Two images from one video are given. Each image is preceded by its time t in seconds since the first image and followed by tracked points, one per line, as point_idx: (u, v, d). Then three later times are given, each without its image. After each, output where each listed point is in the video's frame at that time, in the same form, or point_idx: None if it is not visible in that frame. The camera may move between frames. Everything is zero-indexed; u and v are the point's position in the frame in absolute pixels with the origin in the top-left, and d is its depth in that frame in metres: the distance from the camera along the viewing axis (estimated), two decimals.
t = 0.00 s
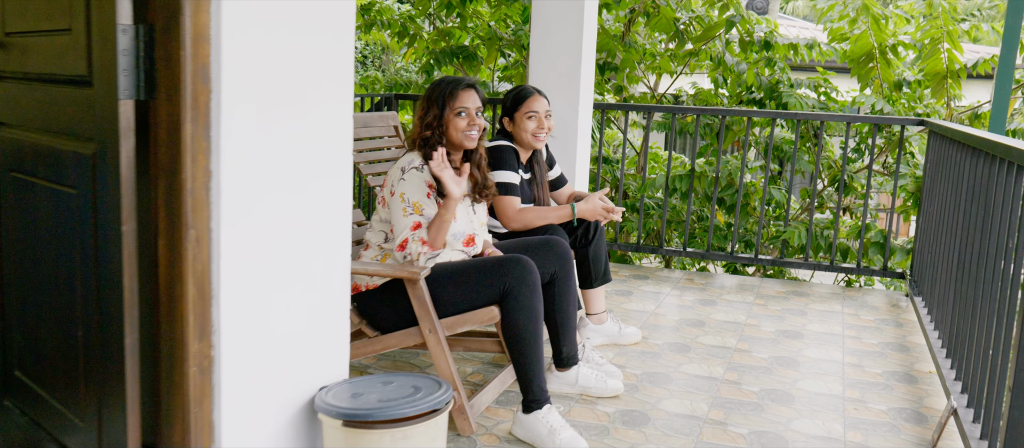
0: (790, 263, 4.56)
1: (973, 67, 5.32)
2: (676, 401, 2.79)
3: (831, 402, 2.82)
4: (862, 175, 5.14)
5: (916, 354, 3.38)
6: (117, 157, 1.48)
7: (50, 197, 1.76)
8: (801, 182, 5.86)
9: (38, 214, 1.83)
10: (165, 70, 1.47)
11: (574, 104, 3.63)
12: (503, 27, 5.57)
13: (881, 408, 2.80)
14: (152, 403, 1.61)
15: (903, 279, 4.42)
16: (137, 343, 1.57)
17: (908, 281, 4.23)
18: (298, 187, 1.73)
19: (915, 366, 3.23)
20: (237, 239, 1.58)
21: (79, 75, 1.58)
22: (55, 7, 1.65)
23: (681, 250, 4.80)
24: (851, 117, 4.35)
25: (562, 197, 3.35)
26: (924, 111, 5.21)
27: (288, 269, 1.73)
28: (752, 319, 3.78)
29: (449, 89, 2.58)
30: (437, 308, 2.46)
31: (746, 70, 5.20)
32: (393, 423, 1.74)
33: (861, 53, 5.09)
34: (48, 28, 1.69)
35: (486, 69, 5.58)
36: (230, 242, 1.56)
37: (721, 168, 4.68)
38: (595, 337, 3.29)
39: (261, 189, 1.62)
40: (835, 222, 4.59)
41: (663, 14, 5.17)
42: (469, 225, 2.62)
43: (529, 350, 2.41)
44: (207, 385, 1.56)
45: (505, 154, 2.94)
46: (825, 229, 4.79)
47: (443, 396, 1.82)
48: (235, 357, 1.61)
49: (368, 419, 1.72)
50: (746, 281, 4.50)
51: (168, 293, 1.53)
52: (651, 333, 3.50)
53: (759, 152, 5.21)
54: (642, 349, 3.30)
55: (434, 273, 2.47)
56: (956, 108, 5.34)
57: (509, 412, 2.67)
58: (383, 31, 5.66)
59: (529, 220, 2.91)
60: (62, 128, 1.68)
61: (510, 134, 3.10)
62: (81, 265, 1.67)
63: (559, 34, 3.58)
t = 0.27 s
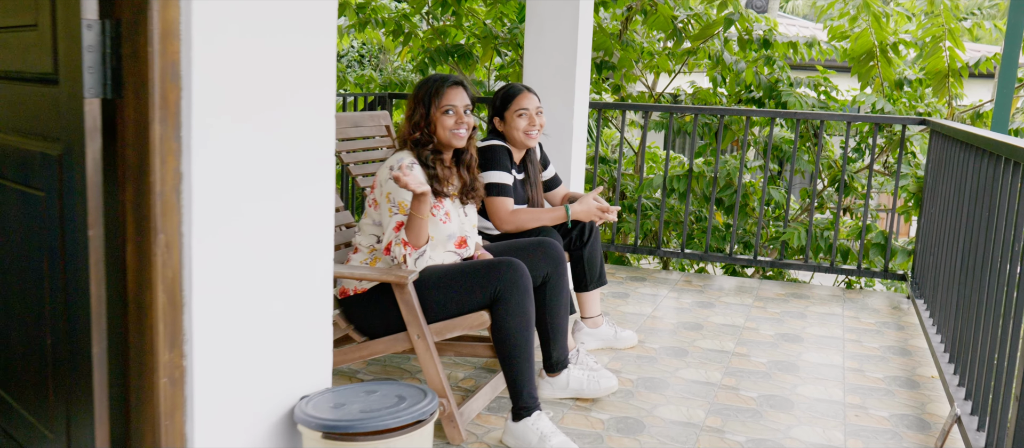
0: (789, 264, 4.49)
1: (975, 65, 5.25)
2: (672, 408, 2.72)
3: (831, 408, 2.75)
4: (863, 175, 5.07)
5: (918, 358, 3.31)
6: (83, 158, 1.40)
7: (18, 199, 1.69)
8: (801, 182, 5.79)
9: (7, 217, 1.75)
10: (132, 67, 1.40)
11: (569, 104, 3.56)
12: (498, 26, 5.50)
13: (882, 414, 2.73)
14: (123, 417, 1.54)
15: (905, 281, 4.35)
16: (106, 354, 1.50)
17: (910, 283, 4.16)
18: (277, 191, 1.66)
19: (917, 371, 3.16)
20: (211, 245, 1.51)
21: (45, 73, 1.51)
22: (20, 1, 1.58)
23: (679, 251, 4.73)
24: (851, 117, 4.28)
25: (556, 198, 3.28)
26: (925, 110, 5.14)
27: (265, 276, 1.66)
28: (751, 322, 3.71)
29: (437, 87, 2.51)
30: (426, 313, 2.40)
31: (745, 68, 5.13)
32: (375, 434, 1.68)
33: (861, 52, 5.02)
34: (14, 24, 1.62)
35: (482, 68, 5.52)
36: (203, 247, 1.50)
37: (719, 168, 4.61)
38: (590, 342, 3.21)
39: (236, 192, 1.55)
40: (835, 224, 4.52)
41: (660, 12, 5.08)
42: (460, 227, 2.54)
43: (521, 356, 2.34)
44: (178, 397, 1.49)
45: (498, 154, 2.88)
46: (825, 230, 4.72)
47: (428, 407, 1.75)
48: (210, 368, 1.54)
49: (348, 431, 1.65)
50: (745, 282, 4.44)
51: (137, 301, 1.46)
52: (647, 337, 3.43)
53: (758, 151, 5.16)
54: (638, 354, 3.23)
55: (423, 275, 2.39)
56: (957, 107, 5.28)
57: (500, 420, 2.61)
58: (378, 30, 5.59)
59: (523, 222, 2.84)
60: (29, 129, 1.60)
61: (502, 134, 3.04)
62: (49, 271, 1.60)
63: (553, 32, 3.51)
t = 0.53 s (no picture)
0: (789, 266, 4.43)
1: (976, 64, 5.19)
2: (670, 413, 2.66)
3: (832, 413, 2.70)
4: (863, 175, 5.01)
5: (920, 361, 3.25)
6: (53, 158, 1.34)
7: None
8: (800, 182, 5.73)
9: None
10: (103, 63, 1.34)
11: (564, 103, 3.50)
12: (495, 24, 5.45)
13: (884, 419, 2.67)
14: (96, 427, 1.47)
15: (906, 282, 4.30)
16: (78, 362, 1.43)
17: (911, 285, 4.10)
18: (258, 193, 1.60)
19: (919, 374, 3.10)
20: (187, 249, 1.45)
21: (15, 68, 1.44)
22: None
23: (677, 252, 4.68)
24: (852, 116, 4.23)
25: (551, 198, 3.22)
26: (926, 110, 5.08)
27: (246, 281, 1.60)
28: (750, 324, 3.65)
29: (428, 87, 2.46)
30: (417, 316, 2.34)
31: (744, 67, 5.07)
32: (360, 444, 1.62)
33: (862, 50, 4.96)
34: None
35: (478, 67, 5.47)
36: (178, 250, 1.44)
37: (718, 167, 4.55)
38: (586, 345, 3.15)
39: (215, 195, 1.50)
40: (836, 225, 4.46)
41: (658, 10, 5.02)
42: (451, 228, 2.48)
43: (514, 360, 2.29)
44: (153, 406, 1.44)
45: (492, 153, 2.82)
46: (825, 230, 4.65)
47: (415, 415, 1.69)
48: (186, 377, 1.48)
49: (332, 440, 1.60)
50: (744, 284, 4.38)
51: (109, 307, 1.40)
52: (645, 340, 3.37)
53: (758, 151, 5.12)
54: (635, 357, 3.17)
55: (413, 277, 2.34)
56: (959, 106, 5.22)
57: (494, 425, 2.55)
58: (373, 28, 5.54)
59: (517, 222, 2.78)
60: None
61: (495, 132, 2.98)
62: (19, 275, 1.53)
63: (549, 30, 3.46)
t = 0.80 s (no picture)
0: (789, 267, 4.38)
1: (978, 63, 5.14)
2: (667, 418, 2.61)
3: (833, 418, 2.64)
4: (864, 175, 4.97)
5: (922, 364, 3.19)
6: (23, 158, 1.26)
7: None
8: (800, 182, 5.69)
9: None
10: (76, 58, 1.28)
11: (560, 102, 3.44)
12: (492, 23, 5.40)
13: (886, 424, 2.62)
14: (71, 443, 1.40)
15: (907, 284, 4.24)
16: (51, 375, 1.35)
17: (913, 287, 4.05)
18: (240, 196, 1.55)
19: (922, 377, 3.05)
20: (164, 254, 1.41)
21: None
22: None
23: (675, 253, 4.62)
24: (852, 116, 4.18)
25: (547, 199, 3.17)
26: (927, 109, 5.03)
27: (227, 286, 1.55)
28: (750, 327, 3.60)
29: (420, 82, 2.41)
30: (409, 319, 2.29)
31: (743, 66, 5.00)
32: None
33: (862, 49, 4.92)
34: None
35: (475, 66, 5.45)
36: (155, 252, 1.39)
37: (716, 167, 4.50)
38: (583, 348, 3.09)
39: (193, 198, 1.45)
40: (836, 225, 4.41)
41: (657, 9, 4.97)
42: (445, 229, 2.44)
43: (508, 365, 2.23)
44: (130, 416, 1.38)
45: (487, 151, 2.77)
46: (825, 231, 4.60)
47: (404, 423, 1.64)
48: (164, 385, 1.43)
49: None
50: (743, 285, 4.33)
51: (83, 312, 1.34)
52: (643, 342, 3.31)
53: (758, 150, 5.07)
54: (633, 360, 3.11)
55: (405, 279, 2.29)
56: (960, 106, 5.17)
57: (487, 431, 2.49)
58: (369, 27, 5.49)
59: (512, 223, 2.72)
60: None
61: (489, 131, 2.93)
62: None
63: (545, 28, 3.40)
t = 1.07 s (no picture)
0: (788, 270, 4.32)
1: (979, 63, 5.09)
2: (665, 425, 2.54)
3: (835, 426, 2.58)
4: (864, 176, 4.91)
5: (924, 370, 3.13)
6: None
7: None
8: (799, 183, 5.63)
9: None
10: (43, 54, 1.18)
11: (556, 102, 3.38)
12: (488, 22, 5.35)
13: (889, 432, 2.56)
14: None
15: (908, 286, 4.19)
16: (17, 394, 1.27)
17: (914, 290, 4.00)
18: (215, 204, 1.50)
19: (924, 383, 2.99)
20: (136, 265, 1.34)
21: None
22: None
23: (673, 255, 4.56)
24: (853, 116, 4.12)
25: (542, 201, 3.11)
26: (927, 110, 4.98)
27: (202, 299, 1.49)
28: (749, 331, 3.54)
29: (410, 83, 2.36)
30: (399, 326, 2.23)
31: (742, 66, 4.96)
32: None
33: (862, 49, 4.86)
34: None
35: (471, 66, 5.39)
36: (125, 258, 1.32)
37: (715, 168, 4.44)
38: (579, 353, 3.03)
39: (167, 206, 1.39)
40: (836, 227, 4.36)
41: (655, 8, 4.91)
42: (436, 233, 2.38)
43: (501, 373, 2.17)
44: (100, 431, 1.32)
45: (480, 152, 2.71)
46: (825, 233, 4.54)
47: (391, 435, 1.57)
48: (134, 402, 1.37)
49: None
50: (742, 288, 4.27)
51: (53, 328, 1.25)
52: (640, 347, 3.25)
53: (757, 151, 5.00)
54: (630, 365, 3.05)
55: (394, 284, 2.22)
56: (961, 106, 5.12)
57: (480, 440, 2.43)
58: (364, 26, 5.43)
59: (506, 225, 2.66)
60: None
61: (483, 131, 2.87)
62: None
63: (540, 26, 3.34)
